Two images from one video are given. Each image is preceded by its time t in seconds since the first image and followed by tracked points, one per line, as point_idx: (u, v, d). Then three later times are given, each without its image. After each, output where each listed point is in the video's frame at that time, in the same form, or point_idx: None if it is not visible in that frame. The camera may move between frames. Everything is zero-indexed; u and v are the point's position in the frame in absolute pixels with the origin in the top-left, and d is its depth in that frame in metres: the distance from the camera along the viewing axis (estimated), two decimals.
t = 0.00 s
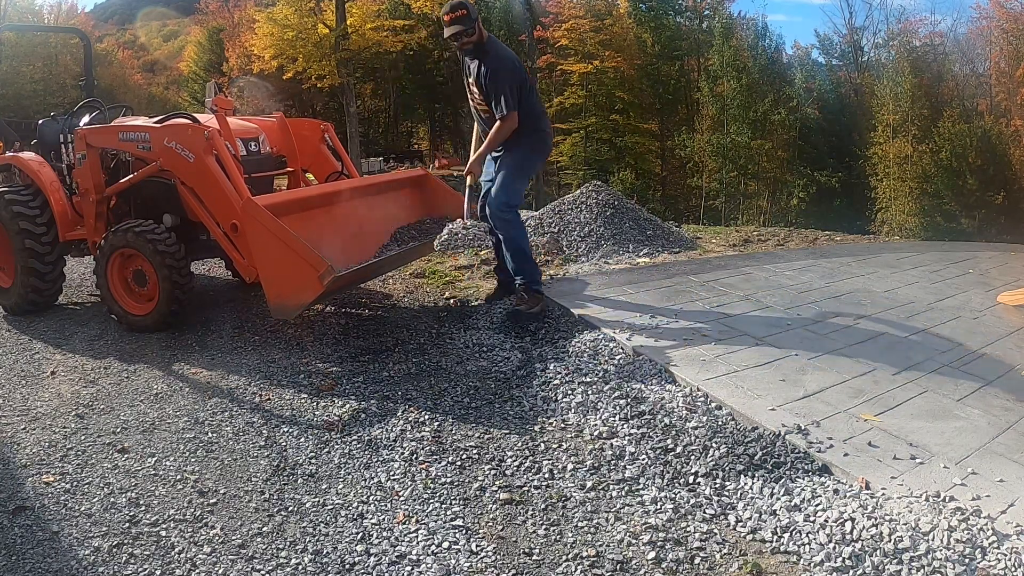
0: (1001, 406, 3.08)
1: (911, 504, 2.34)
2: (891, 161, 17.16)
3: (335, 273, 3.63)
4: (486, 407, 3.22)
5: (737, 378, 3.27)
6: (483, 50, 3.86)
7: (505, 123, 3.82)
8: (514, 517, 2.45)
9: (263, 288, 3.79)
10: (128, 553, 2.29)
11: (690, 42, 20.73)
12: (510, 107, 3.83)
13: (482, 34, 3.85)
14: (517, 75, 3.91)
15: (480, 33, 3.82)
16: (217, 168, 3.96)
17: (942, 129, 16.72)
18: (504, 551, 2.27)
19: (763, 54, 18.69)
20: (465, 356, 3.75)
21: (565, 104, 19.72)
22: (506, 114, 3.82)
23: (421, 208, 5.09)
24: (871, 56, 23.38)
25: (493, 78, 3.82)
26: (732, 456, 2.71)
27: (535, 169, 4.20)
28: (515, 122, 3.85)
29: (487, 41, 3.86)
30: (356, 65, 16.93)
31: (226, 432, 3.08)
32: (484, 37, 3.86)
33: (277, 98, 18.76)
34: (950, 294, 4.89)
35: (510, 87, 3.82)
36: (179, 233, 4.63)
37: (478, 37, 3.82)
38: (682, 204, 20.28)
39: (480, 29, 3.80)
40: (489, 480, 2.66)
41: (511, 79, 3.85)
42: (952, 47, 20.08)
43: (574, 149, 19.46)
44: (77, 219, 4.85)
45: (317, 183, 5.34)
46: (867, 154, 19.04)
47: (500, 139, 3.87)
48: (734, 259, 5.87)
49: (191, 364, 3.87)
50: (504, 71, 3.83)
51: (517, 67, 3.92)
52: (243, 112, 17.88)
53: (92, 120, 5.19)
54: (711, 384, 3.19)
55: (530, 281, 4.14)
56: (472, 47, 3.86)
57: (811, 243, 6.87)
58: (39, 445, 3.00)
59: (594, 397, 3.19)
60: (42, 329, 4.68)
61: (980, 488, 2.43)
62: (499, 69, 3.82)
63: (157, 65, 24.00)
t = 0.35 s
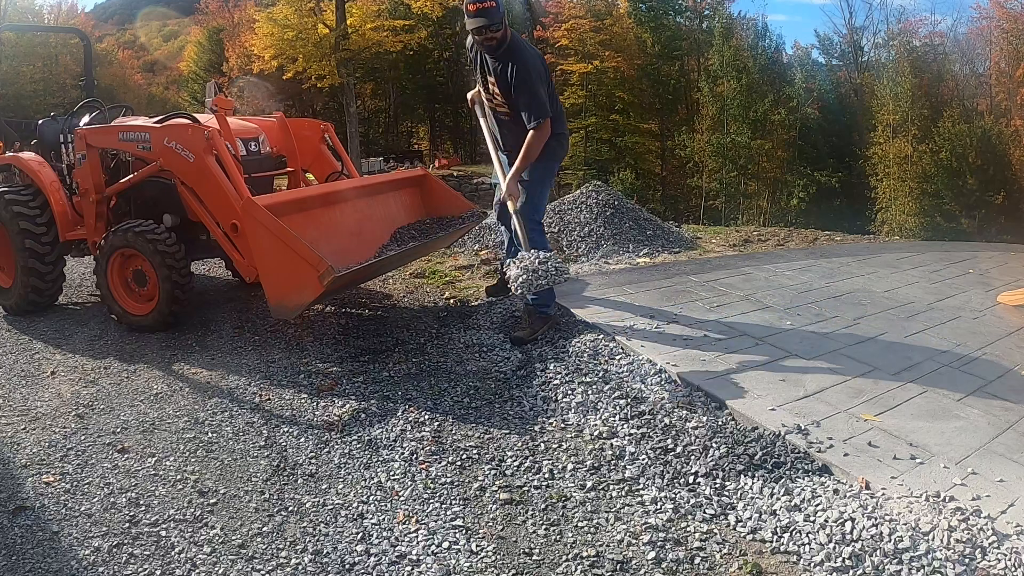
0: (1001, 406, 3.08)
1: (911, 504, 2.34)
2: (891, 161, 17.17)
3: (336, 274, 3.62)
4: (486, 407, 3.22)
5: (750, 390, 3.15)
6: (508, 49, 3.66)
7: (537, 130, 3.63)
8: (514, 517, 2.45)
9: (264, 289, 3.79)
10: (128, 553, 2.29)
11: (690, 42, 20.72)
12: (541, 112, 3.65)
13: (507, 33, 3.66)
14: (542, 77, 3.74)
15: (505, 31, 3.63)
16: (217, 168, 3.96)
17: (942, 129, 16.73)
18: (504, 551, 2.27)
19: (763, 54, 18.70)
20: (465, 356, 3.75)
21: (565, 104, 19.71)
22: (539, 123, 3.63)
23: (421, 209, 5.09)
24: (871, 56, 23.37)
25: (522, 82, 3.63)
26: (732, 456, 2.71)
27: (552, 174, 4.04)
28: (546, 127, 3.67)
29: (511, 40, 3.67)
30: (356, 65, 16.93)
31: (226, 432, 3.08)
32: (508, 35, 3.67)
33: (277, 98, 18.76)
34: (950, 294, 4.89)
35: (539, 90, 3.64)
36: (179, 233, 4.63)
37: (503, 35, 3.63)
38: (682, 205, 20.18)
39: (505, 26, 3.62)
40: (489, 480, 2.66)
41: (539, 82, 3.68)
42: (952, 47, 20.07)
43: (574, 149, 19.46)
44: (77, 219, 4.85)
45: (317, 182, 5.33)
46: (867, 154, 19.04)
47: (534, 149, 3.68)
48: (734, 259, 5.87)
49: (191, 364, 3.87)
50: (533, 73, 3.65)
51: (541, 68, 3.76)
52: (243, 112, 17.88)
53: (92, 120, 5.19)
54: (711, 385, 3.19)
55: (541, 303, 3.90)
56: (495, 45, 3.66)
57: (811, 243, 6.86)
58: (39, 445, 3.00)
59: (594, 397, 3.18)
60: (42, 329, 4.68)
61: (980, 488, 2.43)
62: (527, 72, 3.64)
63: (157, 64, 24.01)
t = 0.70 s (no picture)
0: (1001, 406, 3.08)
1: (911, 504, 2.34)
2: (891, 161, 17.17)
3: (335, 274, 3.62)
4: (486, 407, 3.22)
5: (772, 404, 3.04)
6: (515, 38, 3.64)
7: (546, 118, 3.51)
8: (514, 517, 2.45)
9: (263, 289, 3.79)
10: (128, 553, 2.29)
11: (690, 42, 20.70)
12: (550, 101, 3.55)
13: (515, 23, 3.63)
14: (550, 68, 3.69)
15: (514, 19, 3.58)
16: (217, 168, 3.96)
17: (942, 129, 16.75)
18: (504, 551, 2.27)
19: (763, 54, 18.71)
20: (466, 356, 3.75)
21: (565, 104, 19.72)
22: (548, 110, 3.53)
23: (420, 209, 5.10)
24: (871, 56, 23.37)
25: (530, 70, 3.57)
26: (732, 456, 2.71)
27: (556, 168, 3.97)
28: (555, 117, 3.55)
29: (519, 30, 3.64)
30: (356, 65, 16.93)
31: (226, 432, 3.08)
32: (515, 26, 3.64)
33: (277, 98, 18.76)
34: (950, 294, 4.90)
35: (548, 81, 3.58)
36: (179, 233, 4.62)
37: (513, 24, 3.62)
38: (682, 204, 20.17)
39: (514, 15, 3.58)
40: (489, 480, 2.66)
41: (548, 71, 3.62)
42: (952, 47, 20.07)
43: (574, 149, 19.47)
44: (77, 219, 4.86)
45: (317, 182, 5.33)
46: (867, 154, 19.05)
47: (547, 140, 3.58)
48: (734, 259, 5.88)
49: (191, 364, 3.88)
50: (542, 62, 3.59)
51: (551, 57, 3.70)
52: (243, 112, 17.89)
53: (92, 120, 5.19)
54: (711, 384, 3.19)
55: (542, 303, 3.92)
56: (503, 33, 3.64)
57: (811, 243, 6.87)
58: (40, 445, 3.00)
59: (594, 397, 3.18)
60: (42, 329, 4.68)
61: (980, 488, 2.43)
62: (536, 60, 3.59)
63: (157, 65, 24.04)
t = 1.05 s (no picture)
0: (1001, 406, 3.08)
1: (911, 504, 2.34)
2: (891, 161, 17.17)
3: (336, 274, 3.62)
4: (486, 407, 3.22)
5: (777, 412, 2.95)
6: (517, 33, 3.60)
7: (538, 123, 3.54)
8: (514, 517, 2.45)
9: (263, 289, 3.79)
10: (128, 553, 2.29)
11: (690, 42, 20.68)
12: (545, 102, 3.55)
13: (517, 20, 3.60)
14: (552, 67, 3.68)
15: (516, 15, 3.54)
16: (217, 168, 3.96)
17: (942, 129, 16.75)
18: (504, 551, 2.27)
19: (763, 54, 18.72)
20: (466, 356, 3.75)
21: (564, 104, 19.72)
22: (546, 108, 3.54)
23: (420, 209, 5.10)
24: (871, 56, 23.36)
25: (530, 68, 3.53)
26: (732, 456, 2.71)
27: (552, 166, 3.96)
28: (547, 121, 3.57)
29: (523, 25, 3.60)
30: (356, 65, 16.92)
31: (226, 432, 3.08)
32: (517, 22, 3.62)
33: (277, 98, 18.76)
34: (950, 294, 4.90)
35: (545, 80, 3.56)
36: (179, 233, 4.62)
37: (514, 14, 3.53)
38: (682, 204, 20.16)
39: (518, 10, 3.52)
40: (488, 480, 2.66)
41: (547, 70, 3.60)
42: (952, 47, 20.05)
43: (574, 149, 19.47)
44: (77, 219, 4.86)
45: (317, 182, 5.33)
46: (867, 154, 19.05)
47: (535, 141, 3.63)
48: (734, 259, 5.87)
49: (191, 364, 3.87)
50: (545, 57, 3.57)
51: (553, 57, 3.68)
52: (243, 112, 17.90)
53: (92, 120, 5.19)
54: (710, 385, 3.19)
55: (541, 303, 3.92)
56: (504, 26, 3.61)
57: (811, 243, 6.87)
58: (40, 445, 3.00)
59: (594, 397, 3.18)
60: (42, 329, 4.67)
61: (980, 487, 2.43)
62: (536, 58, 3.54)
63: (156, 65, 24.05)
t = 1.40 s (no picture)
0: (1001, 406, 3.08)
1: (911, 504, 2.34)
2: (891, 161, 17.19)
3: (336, 273, 3.62)
4: (486, 407, 3.22)
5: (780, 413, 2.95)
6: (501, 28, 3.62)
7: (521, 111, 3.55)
8: (514, 517, 2.45)
9: (263, 290, 3.79)
10: (128, 553, 2.29)
11: (690, 42, 20.65)
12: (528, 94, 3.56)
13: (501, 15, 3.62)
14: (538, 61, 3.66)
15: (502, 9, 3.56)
16: (217, 168, 3.96)
17: (942, 129, 16.75)
18: (504, 551, 2.28)
19: (763, 54, 18.72)
20: (466, 356, 3.75)
21: (564, 104, 19.73)
22: (526, 98, 3.54)
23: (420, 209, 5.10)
24: (871, 56, 23.36)
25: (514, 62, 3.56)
26: (732, 456, 2.71)
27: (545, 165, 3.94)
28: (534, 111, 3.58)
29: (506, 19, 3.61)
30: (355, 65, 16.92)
31: (226, 432, 3.08)
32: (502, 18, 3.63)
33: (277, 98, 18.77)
34: (949, 294, 4.90)
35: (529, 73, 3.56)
36: (179, 233, 4.62)
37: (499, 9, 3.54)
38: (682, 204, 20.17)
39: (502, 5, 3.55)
40: (489, 480, 2.66)
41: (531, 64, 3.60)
42: (952, 47, 20.04)
43: (574, 149, 19.48)
44: (77, 219, 4.86)
45: (317, 182, 5.33)
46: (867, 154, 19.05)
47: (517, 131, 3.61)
48: (734, 259, 5.87)
49: (191, 364, 3.88)
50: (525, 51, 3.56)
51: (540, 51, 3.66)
52: (243, 112, 17.91)
53: (92, 120, 5.19)
54: (710, 384, 3.19)
55: (542, 303, 3.92)
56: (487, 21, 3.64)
57: (811, 243, 6.87)
58: (40, 445, 3.00)
59: (594, 397, 3.18)
60: (42, 329, 4.68)
61: (980, 487, 2.43)
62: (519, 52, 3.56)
63: (157, 65, 24.06)
